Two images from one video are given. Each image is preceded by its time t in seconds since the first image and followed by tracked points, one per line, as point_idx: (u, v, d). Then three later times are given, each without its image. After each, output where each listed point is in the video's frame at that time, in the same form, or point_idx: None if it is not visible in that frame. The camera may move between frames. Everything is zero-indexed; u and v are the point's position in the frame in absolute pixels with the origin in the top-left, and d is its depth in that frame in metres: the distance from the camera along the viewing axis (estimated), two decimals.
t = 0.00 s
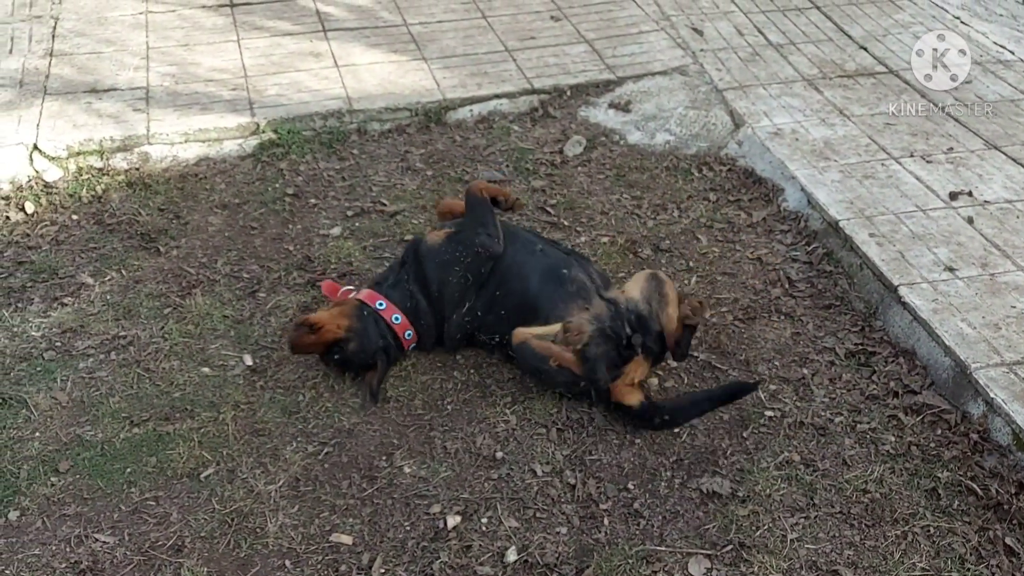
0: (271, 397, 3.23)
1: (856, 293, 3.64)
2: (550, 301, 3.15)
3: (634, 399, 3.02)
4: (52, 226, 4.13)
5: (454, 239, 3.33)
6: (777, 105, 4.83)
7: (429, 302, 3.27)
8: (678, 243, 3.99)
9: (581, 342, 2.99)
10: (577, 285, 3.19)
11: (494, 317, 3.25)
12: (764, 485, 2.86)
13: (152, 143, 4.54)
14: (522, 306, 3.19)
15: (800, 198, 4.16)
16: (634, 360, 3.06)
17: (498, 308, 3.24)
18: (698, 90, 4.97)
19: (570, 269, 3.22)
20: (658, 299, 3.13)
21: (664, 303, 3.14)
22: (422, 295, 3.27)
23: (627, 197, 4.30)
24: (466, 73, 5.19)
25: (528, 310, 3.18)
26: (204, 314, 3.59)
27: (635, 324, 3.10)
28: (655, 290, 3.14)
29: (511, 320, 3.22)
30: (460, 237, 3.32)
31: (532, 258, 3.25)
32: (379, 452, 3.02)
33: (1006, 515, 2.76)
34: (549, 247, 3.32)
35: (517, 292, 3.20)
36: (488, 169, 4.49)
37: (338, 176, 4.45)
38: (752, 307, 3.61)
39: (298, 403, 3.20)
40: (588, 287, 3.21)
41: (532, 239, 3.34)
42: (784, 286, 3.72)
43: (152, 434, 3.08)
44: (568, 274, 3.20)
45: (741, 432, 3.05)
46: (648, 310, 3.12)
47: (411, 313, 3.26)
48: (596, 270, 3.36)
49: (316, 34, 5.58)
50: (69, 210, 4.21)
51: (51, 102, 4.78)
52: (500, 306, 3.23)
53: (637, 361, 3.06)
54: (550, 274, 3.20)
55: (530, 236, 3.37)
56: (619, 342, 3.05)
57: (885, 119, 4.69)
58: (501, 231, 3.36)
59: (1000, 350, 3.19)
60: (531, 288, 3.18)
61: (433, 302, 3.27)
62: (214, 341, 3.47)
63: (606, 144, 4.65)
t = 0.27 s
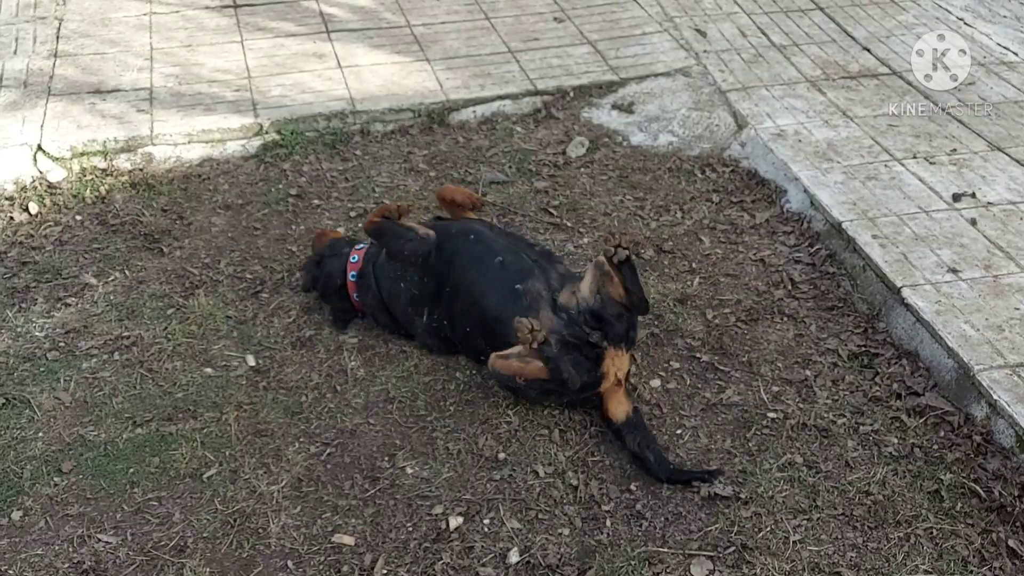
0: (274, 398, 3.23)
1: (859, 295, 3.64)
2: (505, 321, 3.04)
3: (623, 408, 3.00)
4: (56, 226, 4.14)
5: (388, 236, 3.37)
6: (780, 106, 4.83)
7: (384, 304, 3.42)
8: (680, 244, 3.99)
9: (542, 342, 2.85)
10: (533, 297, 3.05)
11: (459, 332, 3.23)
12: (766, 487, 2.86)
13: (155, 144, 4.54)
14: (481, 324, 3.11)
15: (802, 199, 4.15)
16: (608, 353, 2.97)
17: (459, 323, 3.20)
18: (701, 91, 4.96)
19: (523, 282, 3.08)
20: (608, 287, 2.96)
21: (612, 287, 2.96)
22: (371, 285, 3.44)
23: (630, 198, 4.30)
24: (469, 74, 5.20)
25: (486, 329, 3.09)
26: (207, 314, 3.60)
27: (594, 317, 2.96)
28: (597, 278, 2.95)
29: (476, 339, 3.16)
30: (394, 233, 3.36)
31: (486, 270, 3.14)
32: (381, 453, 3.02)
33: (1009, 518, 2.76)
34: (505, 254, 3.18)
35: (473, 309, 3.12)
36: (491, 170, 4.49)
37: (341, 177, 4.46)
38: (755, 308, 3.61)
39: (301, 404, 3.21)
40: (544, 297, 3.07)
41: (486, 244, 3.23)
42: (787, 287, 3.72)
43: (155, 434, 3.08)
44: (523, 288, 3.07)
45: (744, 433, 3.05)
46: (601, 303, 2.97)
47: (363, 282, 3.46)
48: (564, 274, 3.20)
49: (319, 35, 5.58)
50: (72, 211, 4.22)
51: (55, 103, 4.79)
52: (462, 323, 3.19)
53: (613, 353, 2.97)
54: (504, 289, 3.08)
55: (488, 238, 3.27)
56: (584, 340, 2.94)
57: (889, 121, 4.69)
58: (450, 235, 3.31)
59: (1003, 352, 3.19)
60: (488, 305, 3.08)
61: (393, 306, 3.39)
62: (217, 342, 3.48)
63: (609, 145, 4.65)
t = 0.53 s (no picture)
0: (278, 398, 3.24)
1: (863, 296, 3.63)
2: (525, 291, 3.16)
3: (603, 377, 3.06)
4: (61, 226, 4.15)
5: (396, 204, 3.39)
6: (785, 107, 4.82)
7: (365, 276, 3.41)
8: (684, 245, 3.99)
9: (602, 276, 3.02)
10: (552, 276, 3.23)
11: (455, 311, 3.28)
12: (770, 488, 2.86)
13: (160, 144, 4.55)
14: (489, 296, 3.20)
15: (806, 200, 4.15)
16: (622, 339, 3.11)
17: (459, 301, 3.26)
18: (704, 92, 4.96)
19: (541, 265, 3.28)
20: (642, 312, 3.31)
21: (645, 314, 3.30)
22: (348, 267, 3.46)
23: (633, 199, 4.30)
24: (473, 75, 5.20)
25: (497, 298, 3.18)
26: (212, 314, 3.61)
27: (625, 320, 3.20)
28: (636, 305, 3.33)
29: (479, 311, 3.22)
30: (403, 204, 3.39)
31: (498, 251, 3.29)
32: (385, 453, 3.03)
33: (1013, 519, 2.75)
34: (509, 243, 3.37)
35: (484, 283, 3.21)
36: (495, 171, 4.50)
37: (345, 177, 4.46)
38: (759, 309, 3.61)
39: (305, 404, 3.21)
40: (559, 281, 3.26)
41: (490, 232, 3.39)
42: (791, 288, 3.72)
43: (160, 434, 3.09)
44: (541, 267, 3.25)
45: (747, 434, 3.05)
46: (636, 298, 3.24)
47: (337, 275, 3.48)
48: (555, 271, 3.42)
49: (324, 36, 5.59)
50: (77, 211, 4.23)
51: (61, 103, 4.80)
52: (462, 297, 3.24)
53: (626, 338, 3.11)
54: (522, 266, 3.24)
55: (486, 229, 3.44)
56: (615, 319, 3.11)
57: (893, 122, 4.69)
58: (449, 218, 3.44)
59: (1007, 353, 3.19)
60: (505, 278, 3.20)
61: (376, 283, 3.40)
62: (221, 342, 3.48)
63: (612, 146, 4.66)
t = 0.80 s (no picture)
0: (282, 398, 3.24)
1: (867, 298, 3.63)
2: (558, 283, 3.19)
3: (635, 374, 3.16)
4: (66, 227, 4.16)
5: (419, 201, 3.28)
6: (788, 108, 4.82)
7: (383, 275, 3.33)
8: (688, 246, 4.00)
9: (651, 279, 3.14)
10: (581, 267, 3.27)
11: (480, 303, 3.26)
12: (774, 489, 2.86)
13: (165, 145, 4.56)
14: (523, 288, 3.20)
15: (810, 201, 4.15)
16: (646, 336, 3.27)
17: (487, 293, 3.24)
18: (708, 93, 4.96)
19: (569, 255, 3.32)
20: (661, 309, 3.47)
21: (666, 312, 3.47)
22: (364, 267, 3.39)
23: (637, 201, 4.30)
24: (477, 76, 5.20)
25: (530, 290, 3.19)
26: (216, 315, 3.62)
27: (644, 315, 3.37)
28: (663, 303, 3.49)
29: (507, 304, 3.22)
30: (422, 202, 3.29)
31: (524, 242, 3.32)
32: (389, 453, 3.03)
33: (1017, 521, 2.75)
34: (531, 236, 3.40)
35: (517, 275, 3.22)
36: (499, 172, 4.50)
37: (349, 178, 4.47)
38: (762, 310, 3.61)
39: (309, 404, 3.22)
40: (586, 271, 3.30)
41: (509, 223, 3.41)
42: (795, 290, 3.71)
43: (164, 434, 3.10)
44: (569, 258, 3.28)
45: (751, 435, 3.05)
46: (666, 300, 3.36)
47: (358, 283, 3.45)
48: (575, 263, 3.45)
49: (328, 37, 5.60)
50: (82, 211, 4.25)
51: (66, 104, 4.82)
52: (490, 291, 3.24)
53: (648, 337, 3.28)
54: (551, 258, 3.27)
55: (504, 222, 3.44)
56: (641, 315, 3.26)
57: (897, 123, 4.68)
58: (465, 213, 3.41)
59: (1011, 355, 3.18)
60: (537, 271, 3.22)
61: (383, 279, 3.34)
62: (225, 342, 3.49)
63: (616, 147, 4.66)
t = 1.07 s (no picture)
0: (284, 399, 3.25)
1: (869, 299, 3.63)
2: (546, 301, 3.20)
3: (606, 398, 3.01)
4: (69, 227, 4.17)
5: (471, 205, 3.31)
6: (791, 109, 4.82)
7: (413, 261, 3.48)
8: (690, 247, 3.99)
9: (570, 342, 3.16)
10: (572, 286, 3.21)
11: (487, 302, 3.38)
12: (775, 490, 2.86)
13: (167, 146, 4.57)
14: (515, 300, 3.27)
15: (812, 203, 4.15)
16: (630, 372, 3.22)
17: (491, 296, 3.35)
18: (710, 95, 4.96)
19: (566, 268, 3.24)
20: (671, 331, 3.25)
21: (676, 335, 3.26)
22: (407, 252, 3.48)
23: (639, 202, 4.30)
24: (479, 77, 5.21)
25: (519, 300, 3.26)
26: (218, 316, 3.62)
27: (639, 342, 3.24)
28: (682, 326, 3.25)
29: (503, 309, 3.32)
30: (474, 206, 3.31)
31: (529, 250, 3.29)
32: (390, 454, 3.04)
33: (1019, 523, 2.75)
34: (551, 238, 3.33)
35: (512, 286, 3.29)
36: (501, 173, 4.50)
37: (351, 179, 4.47)
38: (764, 311, 3.61)
39: (311, 405, 3.22)
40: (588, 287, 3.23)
41: (535, 225, 3.35)
42: (796, 291, 3.71)
43: (166, 434, 3.10)
44: (564, 274, 3.22)
45: (752, 437, 3.05)
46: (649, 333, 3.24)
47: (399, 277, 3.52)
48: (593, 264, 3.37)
49: (331, 38, 5.60)
50: (84, 212, 4.25)
51: (69, 105, 4.82)
52: (494, 291, 3.34)
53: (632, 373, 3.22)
54: (546, 271, 3.24)
55: (534, 220, 3.38)
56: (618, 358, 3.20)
57: (899, 124, 4.68)
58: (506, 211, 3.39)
59: (1013, 356, 3.18)
60: (531, 284, 3.24)
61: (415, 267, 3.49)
62: (227, 343, 3.50)
63: (618, 148, 4.66)
